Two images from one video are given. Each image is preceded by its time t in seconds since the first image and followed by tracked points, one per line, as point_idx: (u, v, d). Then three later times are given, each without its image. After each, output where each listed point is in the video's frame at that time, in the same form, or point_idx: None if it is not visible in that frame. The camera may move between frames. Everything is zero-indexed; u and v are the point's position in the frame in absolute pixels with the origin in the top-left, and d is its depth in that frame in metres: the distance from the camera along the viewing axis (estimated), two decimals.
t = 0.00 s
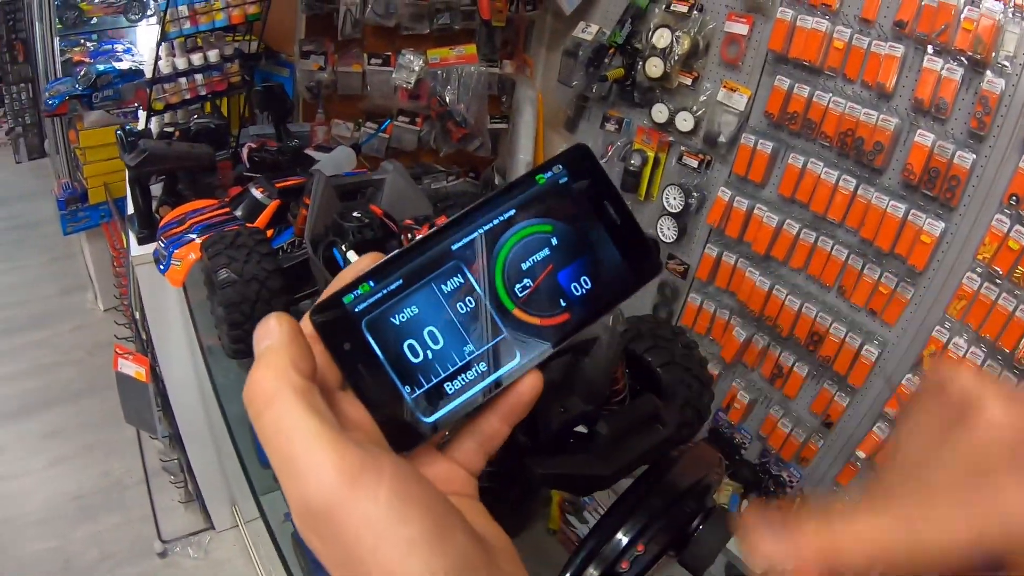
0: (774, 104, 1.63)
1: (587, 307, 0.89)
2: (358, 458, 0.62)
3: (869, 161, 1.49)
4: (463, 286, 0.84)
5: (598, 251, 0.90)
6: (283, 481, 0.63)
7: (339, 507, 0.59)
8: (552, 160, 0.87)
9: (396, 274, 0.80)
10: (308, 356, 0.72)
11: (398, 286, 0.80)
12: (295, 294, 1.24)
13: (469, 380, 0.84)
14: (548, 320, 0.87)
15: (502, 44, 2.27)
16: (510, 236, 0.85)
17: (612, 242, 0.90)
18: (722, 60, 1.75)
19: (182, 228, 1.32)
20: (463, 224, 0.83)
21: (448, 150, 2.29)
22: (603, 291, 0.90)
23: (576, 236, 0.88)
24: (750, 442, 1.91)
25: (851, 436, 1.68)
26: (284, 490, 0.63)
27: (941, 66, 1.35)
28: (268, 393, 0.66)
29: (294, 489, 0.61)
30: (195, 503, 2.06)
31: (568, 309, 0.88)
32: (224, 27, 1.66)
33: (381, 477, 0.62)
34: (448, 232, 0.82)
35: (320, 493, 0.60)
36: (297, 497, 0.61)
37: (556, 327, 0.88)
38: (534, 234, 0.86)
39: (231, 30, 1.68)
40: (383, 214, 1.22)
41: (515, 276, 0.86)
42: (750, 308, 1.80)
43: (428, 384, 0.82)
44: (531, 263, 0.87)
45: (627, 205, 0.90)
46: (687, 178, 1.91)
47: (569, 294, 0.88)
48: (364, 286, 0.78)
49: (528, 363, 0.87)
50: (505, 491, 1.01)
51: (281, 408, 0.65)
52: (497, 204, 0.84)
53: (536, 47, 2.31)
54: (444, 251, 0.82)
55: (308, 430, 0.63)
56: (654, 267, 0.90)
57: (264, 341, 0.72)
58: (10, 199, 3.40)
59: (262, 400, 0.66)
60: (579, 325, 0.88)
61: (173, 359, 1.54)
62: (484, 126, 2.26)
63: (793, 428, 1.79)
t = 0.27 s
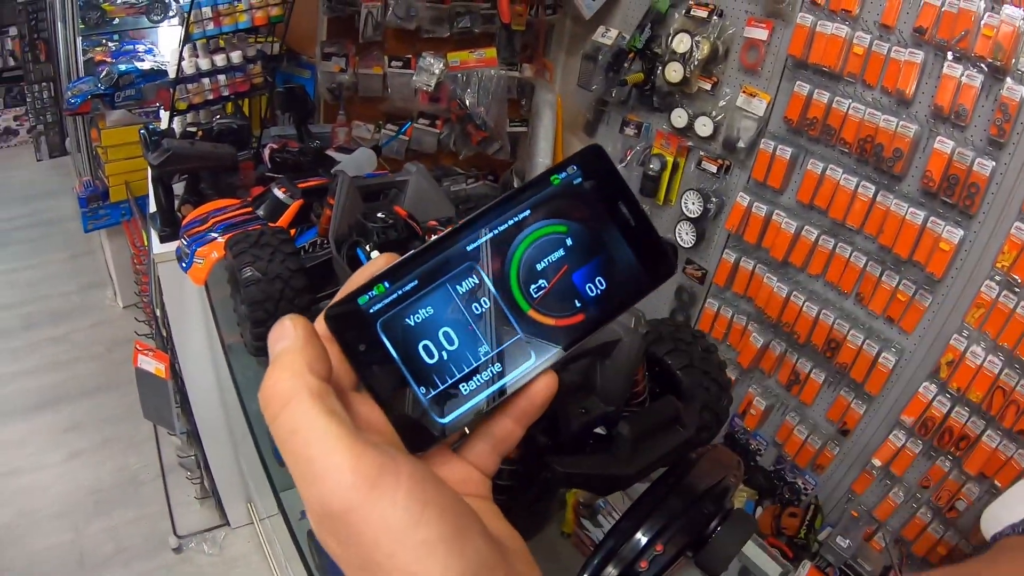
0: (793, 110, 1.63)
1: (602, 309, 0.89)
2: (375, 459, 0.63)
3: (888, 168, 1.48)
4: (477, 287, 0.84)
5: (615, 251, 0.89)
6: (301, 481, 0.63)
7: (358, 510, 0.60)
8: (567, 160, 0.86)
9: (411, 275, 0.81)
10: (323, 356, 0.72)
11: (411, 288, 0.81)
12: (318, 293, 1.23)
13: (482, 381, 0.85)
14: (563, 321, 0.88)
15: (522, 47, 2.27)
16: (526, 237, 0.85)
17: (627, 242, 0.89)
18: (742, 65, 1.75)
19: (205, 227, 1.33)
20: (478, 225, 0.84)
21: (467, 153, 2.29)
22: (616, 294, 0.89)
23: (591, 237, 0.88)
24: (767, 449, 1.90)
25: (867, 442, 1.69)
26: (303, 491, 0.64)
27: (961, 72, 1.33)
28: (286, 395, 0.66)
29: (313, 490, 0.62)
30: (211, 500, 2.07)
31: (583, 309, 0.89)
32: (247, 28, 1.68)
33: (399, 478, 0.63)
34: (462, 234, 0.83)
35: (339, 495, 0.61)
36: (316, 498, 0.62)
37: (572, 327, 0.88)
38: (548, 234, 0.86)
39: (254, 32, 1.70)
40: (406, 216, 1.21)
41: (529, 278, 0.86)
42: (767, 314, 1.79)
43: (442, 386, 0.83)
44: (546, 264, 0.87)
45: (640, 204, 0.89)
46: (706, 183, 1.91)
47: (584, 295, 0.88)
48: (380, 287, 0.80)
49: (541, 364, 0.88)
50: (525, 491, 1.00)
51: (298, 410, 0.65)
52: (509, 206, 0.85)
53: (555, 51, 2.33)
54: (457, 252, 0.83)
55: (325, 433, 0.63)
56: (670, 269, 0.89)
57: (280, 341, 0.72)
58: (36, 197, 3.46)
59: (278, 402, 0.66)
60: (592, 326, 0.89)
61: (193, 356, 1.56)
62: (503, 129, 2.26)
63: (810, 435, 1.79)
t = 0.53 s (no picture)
0: (808, 114, 1.62)
1: (630, 300, 0.87)
2: (411, 436, 0.56)
3: (903, 173, 1.47)
4: (509, 274, 0.83)
5: (640, 245, 0.89)
6: (334, 462, 0.57)
7: (393, 491, 0.53)
8: (595, 155, 0.87)
9: (443, 261, 0.79)
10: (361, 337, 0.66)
11: (445, 273, 0.79)
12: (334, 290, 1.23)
13: (514, 365, 0.81)
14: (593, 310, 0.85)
15: (537, 49, 2.27)
16: (556, 227, 0.85)
17: (652, 236, 0.89)
18: (757, 69, 1.74)
19: (221, 224, 1.34)
20: (510, 214, 0.83)
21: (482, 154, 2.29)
22: (645, 285, 0.88)
23: (618, 230, 0.88)
24: (777, 454, 1.90)
25: (878, 449, 1.68)
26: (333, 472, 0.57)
27: (976, 78, 1.33)
28: (319, 371, 0.60)
29: (346, 470, 0.55)
30: (220, 495, 2.08)
31: (610, 299, 0.87)
32: (265, 26, 1.69)
33: (436, 455, 0.56)
34: (495, 221, 0.82)
35: (372, 474, 0.54)
36: (348, 478, 0.55)
37: (599, 318, 0.86)
38: (577, 224, 0.86)
39: (272, 30, 1.71)
40: (424, 213, 1.19)
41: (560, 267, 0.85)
42: (780, 318, 1.79)
43: (474, 370, 0.79)
44: (576, 254, 0.85)
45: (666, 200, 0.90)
46: (720, 187, 1.91)
47: (611, 285, 0.87)
48: (412, 272, 0.77)
49: (571, 351, 0.84)
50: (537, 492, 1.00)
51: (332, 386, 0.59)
52: (542, 195, 0.84)
53: (570, 53, 2.32)
54: (489, 239, 0.82)
55: (360, 408, 0.56)
56: (692, 263, 0.89)
57: (321, 322, 0.67)
58: (52, 192, 3.50)
59: (312, 378, 0.60)
60: (621, 316, 0.87)
61: (205, 351, 1.57)
62: (518, 130, 2.26)
63: (820, 441, 1.78)
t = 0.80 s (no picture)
0: (819, 118, 1.62)
1: (642, 299, 0.86)
2: (428, 430, 0.54)
3: (913, 178, 1.46)
4: (523, 271, 0.81)
5: (654, 244, 0.87)
6: (347, 453, 0.55)
7: (409, 485, 0.52)
8: (611, 153, 0.84)
9: (456, 257, 0.79)
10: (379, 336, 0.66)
11: (458, 270, 0.79)
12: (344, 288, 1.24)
13: (528, 362, 0.80)
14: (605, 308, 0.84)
15: (548, 50, 2.27)
16: (571, 225, 0.83)
17: (666, 236, 0.87)
18: (768, 72, 1.74)
19: (232, 220, 1.35)
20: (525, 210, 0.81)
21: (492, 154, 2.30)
22: (658, 285, 0.87)
23: (633, 228, 0.86)
24: (784, 459, 1.90)
25: (885, 454, 1.67)
26: (348, 465, 0.55)
27: (988, 83, 1.32)
28: (334, 363, 0.59)
29: (361, 461, 0.54)
30: (227, 491, 2.08)
31: (623, 298, 0.85)
32: (278, 25, 1.70)
33: (452, 450, 0.54)
34: (508, 218, 0.80)
35: (388, 468, 0.52)
36: (362, 469, 0.54)
37: (612, 316, 0.84)
38: (592, 222, 0.84)
39: (284, 28, 1.72)
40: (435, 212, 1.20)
41: (573, 265, 0.83)
42: (789, 322, 1.78)
43: (486, 367, 0.79)
44: (591, 251, 0.84)
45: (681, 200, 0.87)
46: (729, 190, 1.90)
47: (624, 284, 0.85)
48: (426, 268, 0.77)
49: (584, 348, 0.83)
50: (546, 490, 0.99)
51: (348, 378, 0.57)
52: (555, 193, 0.82)
53: (582, 54, 2.34)
54: (504, 236, 0.81)
55: (377, 400, 0.55)
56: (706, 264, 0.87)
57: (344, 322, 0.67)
58: (63, 187, 3.52)
59: (328, 370, 0.59)
60: (633, 315, 0.85)
61: (213, 347, 1.58)
62: (529, 131, 2.25)
63: (828, 445, 1.78)
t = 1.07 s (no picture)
0: (827, 123, 1.62)
1: (647, 307, 0.85)
2: (442, 435, 0.53)
3: (921, 184, 1.46)
4: (530, 279, 0.81)
5: (659, 253, 0.86)
6: (359, 454, 0.54)
7: (420, 489, 0.51)
8: (616, 161, 0.83)
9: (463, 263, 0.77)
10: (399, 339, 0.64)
11: (466, 276, 0.77)
12: (351, 287, 1.25)
13: (533, 370, 0.79)
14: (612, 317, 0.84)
15: (556, 52, 2.25)
16: (577, 234, 0.82)
17: (670, 245, 0.87)
18: (777, 76, 1.74)
19: (240, 219, 1.36)
20: (530, 218, 0.80)
21: (501, 156, 2.30)
22: (662, 293, 0.86)
23: (637, 238, 0.85)
24: (788, 464, 1.90)
25: (890, 461, 1.67)
26: (359, 465, 0.54)
27: (997, 89, 1.31)
28: (352, 364, 0.58)
29: (372, 463, 0.52)
30: (231, 489, 2.09)
31: (628, 306, 0.85)
32: (287, 24, 1.70)
33: (465, 456, 0.53)
34: (515, 225, 0.79)
35: (400, 470, 0.51)
36: (373, 471, 0.52)
37: (618, 324, 0.84)
38: (598, 231, 0.83)
39: (292, 28, 1.73)
40: (444, 213, 1.22)
41: (579, 273, 0.82)
42: (795, 327, 1.78)
43: (492, 375, 0.77)
44: (596, 261, 0.83)
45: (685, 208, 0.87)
46: (737, 194, 1.90)
47: (629, 291, 0.85)
48: (433, 274, 0.75)
49: (589, 356, 0.82)
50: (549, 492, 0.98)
51: (363, 378, 0.56)
52: (561, 201, 0.81)
53: (590, 55, 2.36)
54: (510, 245, 0.79)
55: (391, 402, 0.54)
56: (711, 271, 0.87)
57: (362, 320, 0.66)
58: (71, 184, 3.54)
59: (344, 369, 0.58)
60: (639, 323, 0.85)
61: (219, 343, 1.59)
62: (537, 133, 2.25)
63: (833, 451, 1.77)
